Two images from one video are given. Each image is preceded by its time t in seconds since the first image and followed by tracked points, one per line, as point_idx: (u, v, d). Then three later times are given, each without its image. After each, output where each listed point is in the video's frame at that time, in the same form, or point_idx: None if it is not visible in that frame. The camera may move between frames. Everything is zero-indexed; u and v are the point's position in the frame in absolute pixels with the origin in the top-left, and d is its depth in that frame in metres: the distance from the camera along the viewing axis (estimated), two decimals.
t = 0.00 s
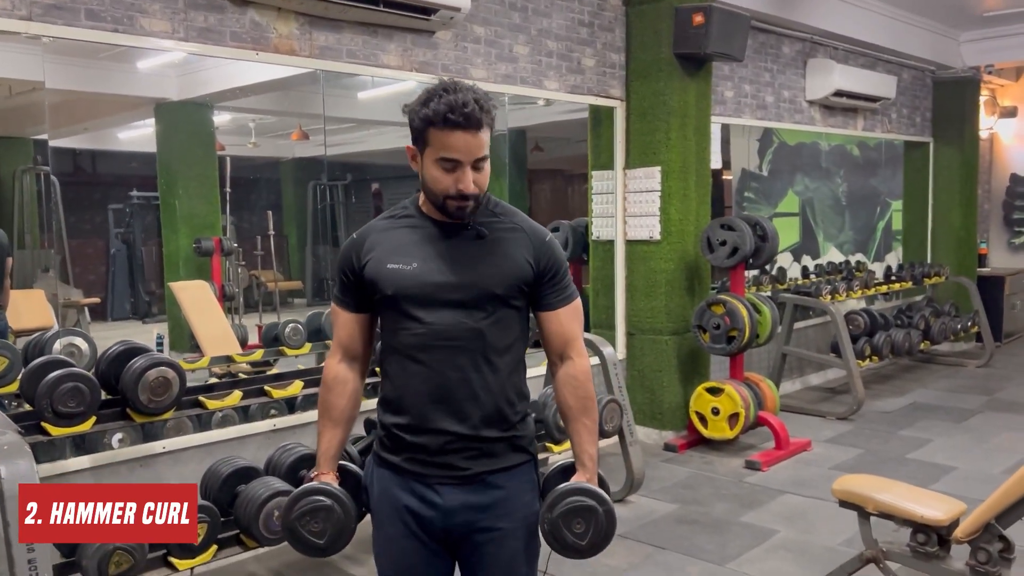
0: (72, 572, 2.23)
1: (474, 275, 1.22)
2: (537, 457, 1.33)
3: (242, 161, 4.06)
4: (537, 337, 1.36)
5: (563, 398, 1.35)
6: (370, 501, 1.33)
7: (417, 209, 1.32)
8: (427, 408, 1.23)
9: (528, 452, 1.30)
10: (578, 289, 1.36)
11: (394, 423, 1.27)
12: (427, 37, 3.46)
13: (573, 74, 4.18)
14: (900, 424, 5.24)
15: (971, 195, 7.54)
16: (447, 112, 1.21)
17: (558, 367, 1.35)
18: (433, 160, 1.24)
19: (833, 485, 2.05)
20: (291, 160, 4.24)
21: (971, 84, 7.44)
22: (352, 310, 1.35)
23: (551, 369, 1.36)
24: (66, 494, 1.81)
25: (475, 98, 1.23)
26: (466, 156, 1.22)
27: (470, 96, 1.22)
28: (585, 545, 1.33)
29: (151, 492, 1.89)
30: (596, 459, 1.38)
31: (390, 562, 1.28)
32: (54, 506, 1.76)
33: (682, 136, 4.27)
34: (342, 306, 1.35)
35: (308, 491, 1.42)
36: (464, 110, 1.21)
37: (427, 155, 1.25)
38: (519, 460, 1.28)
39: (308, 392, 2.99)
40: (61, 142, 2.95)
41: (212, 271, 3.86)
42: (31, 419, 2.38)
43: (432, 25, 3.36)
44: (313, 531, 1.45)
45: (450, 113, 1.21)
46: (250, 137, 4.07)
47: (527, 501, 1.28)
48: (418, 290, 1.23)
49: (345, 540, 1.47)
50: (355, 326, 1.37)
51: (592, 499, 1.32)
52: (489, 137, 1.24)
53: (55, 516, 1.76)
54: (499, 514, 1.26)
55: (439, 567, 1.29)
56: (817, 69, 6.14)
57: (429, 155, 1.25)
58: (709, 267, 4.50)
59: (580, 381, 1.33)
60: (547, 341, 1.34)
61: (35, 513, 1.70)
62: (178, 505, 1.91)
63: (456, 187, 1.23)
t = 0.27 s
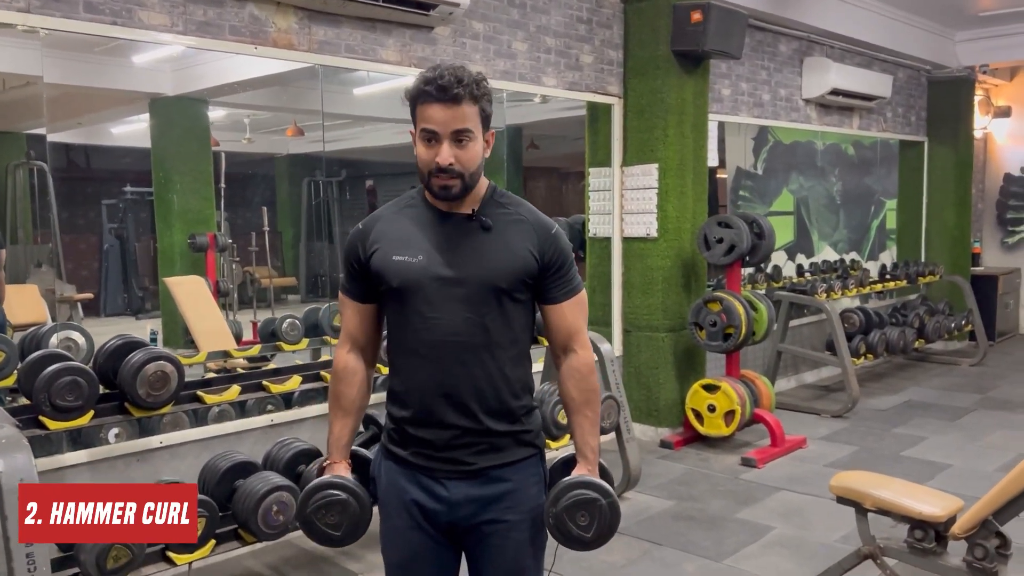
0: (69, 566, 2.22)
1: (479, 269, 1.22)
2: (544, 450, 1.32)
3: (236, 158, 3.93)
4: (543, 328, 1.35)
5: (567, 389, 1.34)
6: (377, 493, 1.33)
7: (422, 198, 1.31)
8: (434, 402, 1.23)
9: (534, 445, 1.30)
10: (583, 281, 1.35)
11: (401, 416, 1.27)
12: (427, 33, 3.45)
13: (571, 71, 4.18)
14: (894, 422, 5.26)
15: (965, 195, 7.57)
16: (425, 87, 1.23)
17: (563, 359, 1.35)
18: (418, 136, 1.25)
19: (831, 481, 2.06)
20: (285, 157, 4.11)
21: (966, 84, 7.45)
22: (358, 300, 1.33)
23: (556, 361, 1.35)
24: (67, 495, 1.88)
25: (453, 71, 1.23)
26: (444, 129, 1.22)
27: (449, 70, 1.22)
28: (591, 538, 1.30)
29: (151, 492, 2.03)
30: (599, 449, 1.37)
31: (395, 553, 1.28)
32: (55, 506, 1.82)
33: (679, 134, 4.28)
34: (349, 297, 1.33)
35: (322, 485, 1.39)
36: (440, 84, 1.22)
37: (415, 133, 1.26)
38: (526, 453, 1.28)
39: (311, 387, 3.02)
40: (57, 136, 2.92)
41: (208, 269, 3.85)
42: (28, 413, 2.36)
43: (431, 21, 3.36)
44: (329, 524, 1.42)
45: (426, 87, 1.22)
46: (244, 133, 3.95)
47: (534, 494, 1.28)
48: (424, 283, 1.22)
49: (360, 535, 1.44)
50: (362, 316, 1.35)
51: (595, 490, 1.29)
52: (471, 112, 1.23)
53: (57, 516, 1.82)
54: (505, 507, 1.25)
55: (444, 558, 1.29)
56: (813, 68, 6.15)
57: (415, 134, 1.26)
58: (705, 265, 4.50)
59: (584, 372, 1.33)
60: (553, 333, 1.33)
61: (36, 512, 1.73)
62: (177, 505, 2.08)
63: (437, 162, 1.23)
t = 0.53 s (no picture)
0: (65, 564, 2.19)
1: (487, 257, 1.22)
2: (549, 447, 1.31)
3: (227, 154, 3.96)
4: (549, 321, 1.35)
5: (573, 382, 1.34)
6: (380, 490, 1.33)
7: (431, 190, 1.31)
8: (439, 391, 1.22)
9: (539, 441, 1.29)
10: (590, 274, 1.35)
11: (406, 408, 1.26)
12: (421, 29, 3.44)
13: (565, 68, 4.18)
14: (884, 418, 5.29)
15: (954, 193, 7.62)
16: (440, 96, 1.21)
17: (568, 352, 1.34)
18: (431, 142, 1.24)
19: (825, 477, 2.07)
20: (275, 154, 4.17)
21: (955, 83, 7.49)
22: (366, 291, 1.33)
23: (561, 354, 1.35)
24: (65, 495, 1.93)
25: (469, 80, 1.20)
26: (460, 139, 1.21)
27: (466, 81, 1.20)
28: (596, 531, 1.31)
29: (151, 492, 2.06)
30: (604, 442, 1.37)
31: (398, 551, 1.27)
32: (54, 506, 1.86)
33: (672, 132, 4.29)
34: (356, 287, 1.33)
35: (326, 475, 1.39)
36: (456, 93, 1.19)
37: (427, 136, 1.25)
38: (530, 450, 1.27)
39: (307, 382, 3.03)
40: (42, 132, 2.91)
41: (198, 265, 3.85)
42: (22, 409, 2.34)
43: (425, 16, 3.35)
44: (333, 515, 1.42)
45: (441, 95, 1.20)
46: (234, 129, 3.98)
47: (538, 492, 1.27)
48: (432, 270, 1.22)
49: (365, 526, 1.43)
50: (369, 307, 1.34)
51: (601, 484, 1.30)
52: (488, 120, 1.22)
53: (55, 516, 1.88)
54: (509, 505, 1.25)
55: (447, 558, 1.29)
56: (805, 66, 6.17)
57: (428, 138, 1.25)
58: (697, 262, 4.53)
59: (590, 365, 1.32)
60: (559, 326, 1.33)
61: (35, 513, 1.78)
62: (177, 505, 2.11)
63: (453, 170, 1.23)
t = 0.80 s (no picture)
0: (57, 563, 2.17)
1: (489, 260, 1.21)
2: (553, 443, 1.31)
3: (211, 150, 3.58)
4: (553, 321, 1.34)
5: (577, 385, 1.33)
6: (384, 485, 1.32)
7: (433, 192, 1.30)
8: (443, 394, 1.22)
9: (544, 439, 1.29)
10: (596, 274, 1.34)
11: (409, 408, 1.26)
12: (412, 25, 3.44)
13: (555, 64, 4.18)
14: (870, 413, 5.33)
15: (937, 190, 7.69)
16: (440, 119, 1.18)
17: (573, 353, 1.34)
18: (432, 157, 1.23)
19: (817, 472, 2.09)
20: (258, 151, 3.83)
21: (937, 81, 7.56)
22: (369, 293, 1.32)
23: (567, 355, 1.35)
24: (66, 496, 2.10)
25: (469, 100, 1.18)
26: (462, 162, 1.20)
27: (466, 102, 1.17)
28: (598, 536, 1.28)
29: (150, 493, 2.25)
30: (606, 446, 1.35)
31: (401, 544, 1.27)
32: (54, 506, 2.06)
33: (661, 128, 4.30)
34: (359, 289, 1.32)
35: (323, 474, 1.38)
36: (454, 111, 1.17)
37: (427, 147, 1.24)
38: (536, 447, 1.27)
39: (299, 380, 3.02)
40: (10, 123, 2.71)
41: (180, 261, 3.59)
42: (13, 408, 2.32)
43: (416, 12, 3.35)
44: (330, 514, 1.41)
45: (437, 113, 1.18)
46: (218, 124, 3.59)
47: (542, 486, 1.27)
48: (434, 275, 1.22)
49: (360, 528, 1.42)
50: (372, 308, 1.34)
51: (605, 490, 1.27)
52: (490, 139, 1.21)
53: (56, 516, 2.06)
54: (513, 499, 1.24)
55: (451, 552, 1.28)
56: (791, 64, 6.21)
57: (428, 149, 1.23)
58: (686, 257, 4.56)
59: (595, 366, 1.32)
60: (563, 327, 1.32)
61: (38, 512, 1.95)
62: (177, 505, 2.27)
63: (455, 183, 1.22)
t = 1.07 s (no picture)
0: (49, 564, 2.17)
1: (491, 254, 1.20)
2: (552, 439, 1.31)
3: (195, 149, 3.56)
4: (552, 317, 1.35)
5: (578, 379, 1.33)
6: (382, 484, 1.31)
7: (432, 184, 1.31)
8: (445, 389, 1.21)
9: (542, 435, 1.29)
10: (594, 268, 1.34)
11: (409, 405, 1.25)
12: (401, 21, 3.42)
13: (543, 61, 4.17)
14: (855, 409, 5.38)
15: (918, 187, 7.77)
16: (441, 67, 1.24)
17: (573, 348, 1.34)
18: (431, 118, 1.25)
19: (810, 467, 2.10)
20: (239, 148, 3.79)
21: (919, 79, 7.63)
22: (365, 289, 1.31)
23: (566, 350, 1.35)
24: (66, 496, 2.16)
25: (470, 53, 1.25)
26: (460, 107, 1.22)
27: (465, 51, 1.24)
28: (602, 530, 1.32)
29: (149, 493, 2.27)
30: (609, 438, 1.36)
31: (400, 544, 1.26)
32: (54, 506, 2.12)
33: (650, 126, 4.31)
34: (355, 285, 1.31)
35: (323, 477, 1.36)
36: (457, 62, 1.23)
37: (426, 114, 1.26)
38: (535, 443, 1.27)
39: (289, 379, 3.00)
40: None
41: (162, 260, 3.56)
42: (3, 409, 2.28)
43: (405, 8, 3.33)
44: (330, 518, 1.38)
45: (441, 64, 1.23)
46: (199, 122, 3.55)
47: (542, 483, 1.27)
48: (435, 269, 1.20)
49: (360, 530, 1.40)
50: (367, 305, 1.33)
51: (610, 485, 1.30)
52: (488, 92, 1.24)
53: (55, 516, 2.11)
54: (514, 496, 1.24)
55: (450, 550, 1.27)
56: (776, 62, 6.24)
57: (428, 115, 1.26)
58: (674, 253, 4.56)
59: (595, 362, 1.32)
60: (563, 322, 1.33)
61: (34, 512, 2.09)
62: (177, 505, 2.28)
63: (454, 142, 1.23)
